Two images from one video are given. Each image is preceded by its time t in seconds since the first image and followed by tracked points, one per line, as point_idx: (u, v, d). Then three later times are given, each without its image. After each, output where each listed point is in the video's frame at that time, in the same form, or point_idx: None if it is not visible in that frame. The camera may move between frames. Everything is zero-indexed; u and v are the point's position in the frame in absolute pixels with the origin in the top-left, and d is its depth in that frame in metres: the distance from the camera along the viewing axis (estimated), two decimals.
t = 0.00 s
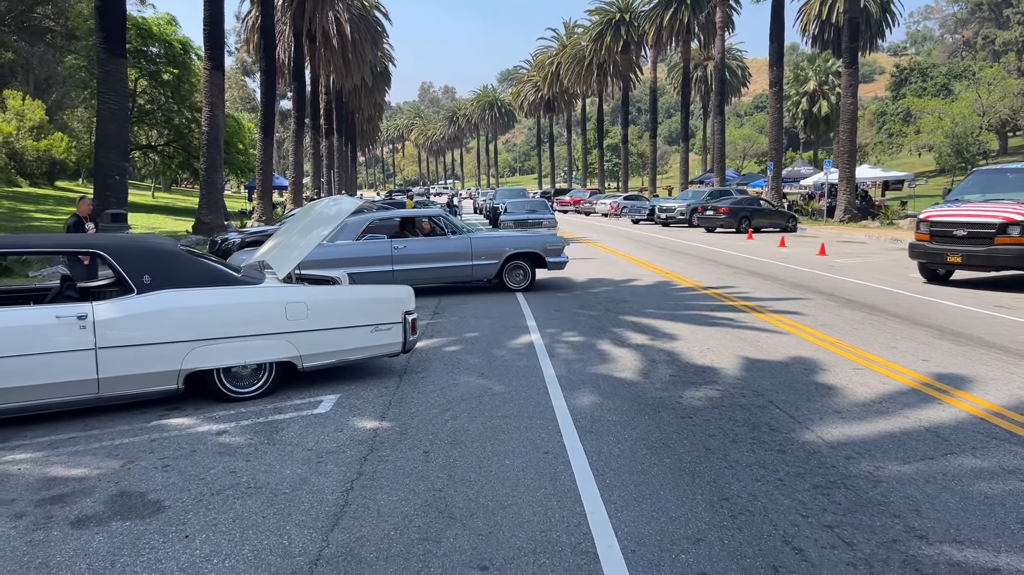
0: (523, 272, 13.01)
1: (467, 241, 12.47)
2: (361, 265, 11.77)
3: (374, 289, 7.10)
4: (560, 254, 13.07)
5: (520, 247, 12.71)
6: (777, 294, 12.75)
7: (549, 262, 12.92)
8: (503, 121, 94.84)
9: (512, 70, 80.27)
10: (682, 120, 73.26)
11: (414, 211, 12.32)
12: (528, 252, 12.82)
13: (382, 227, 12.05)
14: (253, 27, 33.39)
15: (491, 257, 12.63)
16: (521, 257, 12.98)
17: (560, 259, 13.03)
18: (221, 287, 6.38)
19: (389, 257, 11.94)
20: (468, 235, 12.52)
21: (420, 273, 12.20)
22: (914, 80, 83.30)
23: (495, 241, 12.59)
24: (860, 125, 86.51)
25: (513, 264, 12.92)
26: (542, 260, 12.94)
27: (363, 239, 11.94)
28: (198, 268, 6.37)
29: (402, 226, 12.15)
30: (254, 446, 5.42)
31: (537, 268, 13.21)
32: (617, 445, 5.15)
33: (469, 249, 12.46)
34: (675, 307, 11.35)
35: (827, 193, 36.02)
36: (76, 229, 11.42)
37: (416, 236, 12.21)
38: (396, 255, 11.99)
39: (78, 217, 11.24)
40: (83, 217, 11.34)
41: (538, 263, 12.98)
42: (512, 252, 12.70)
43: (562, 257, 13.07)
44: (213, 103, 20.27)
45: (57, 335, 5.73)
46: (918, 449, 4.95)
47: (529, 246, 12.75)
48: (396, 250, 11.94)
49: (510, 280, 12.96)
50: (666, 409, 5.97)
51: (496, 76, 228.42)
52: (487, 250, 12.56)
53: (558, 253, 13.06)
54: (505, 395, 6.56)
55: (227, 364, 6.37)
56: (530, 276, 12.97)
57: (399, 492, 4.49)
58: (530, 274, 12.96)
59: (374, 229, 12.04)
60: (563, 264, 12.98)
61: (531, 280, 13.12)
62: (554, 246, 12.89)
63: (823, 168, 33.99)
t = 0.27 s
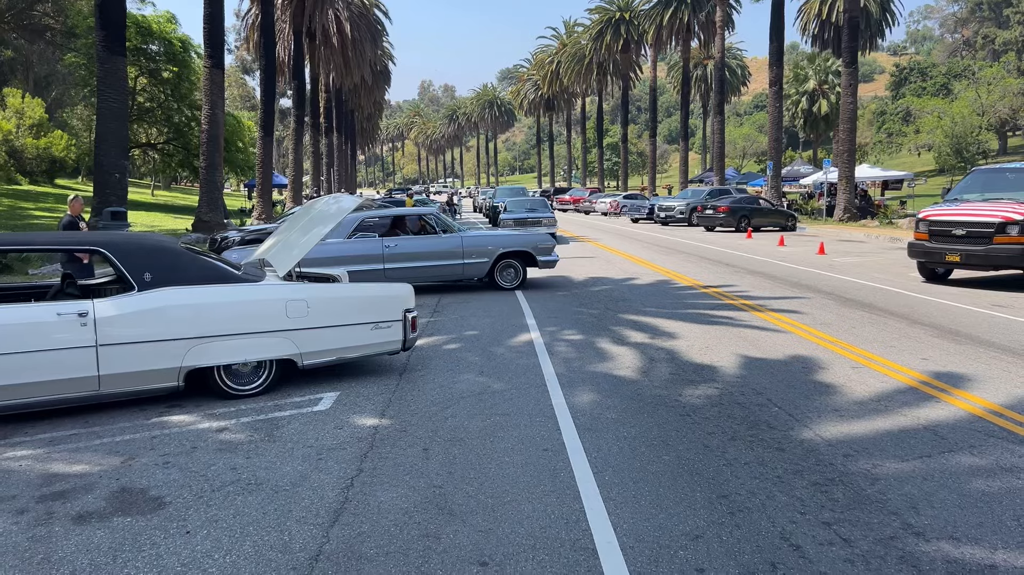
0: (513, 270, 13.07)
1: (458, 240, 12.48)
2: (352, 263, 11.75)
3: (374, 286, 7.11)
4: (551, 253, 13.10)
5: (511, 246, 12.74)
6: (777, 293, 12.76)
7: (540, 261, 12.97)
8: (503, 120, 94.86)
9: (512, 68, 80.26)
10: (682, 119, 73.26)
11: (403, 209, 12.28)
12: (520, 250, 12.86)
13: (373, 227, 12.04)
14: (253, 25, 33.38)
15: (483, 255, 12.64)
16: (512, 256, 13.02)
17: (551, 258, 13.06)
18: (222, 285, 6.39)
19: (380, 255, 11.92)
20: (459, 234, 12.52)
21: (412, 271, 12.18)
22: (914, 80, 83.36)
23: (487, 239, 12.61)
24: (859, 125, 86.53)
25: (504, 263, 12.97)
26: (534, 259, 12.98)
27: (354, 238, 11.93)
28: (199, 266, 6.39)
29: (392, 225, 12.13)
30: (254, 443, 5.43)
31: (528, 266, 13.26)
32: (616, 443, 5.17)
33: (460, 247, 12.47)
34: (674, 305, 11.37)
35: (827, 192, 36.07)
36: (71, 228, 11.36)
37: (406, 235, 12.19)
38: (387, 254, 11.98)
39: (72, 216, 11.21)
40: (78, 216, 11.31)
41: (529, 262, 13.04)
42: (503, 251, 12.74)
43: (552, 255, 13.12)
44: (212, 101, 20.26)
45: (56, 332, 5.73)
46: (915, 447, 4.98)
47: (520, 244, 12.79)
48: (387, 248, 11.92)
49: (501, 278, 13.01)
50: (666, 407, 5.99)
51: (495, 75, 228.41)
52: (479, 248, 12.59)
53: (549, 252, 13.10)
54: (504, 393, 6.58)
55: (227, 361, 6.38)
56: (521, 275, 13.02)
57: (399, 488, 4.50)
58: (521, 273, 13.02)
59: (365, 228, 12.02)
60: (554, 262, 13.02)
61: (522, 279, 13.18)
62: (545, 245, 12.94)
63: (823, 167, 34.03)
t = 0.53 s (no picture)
0: (506, 271, 13.12)
1: (450, 240, 12.52)
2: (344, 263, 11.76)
3: (374, 287, 7.14)
4: (543, 254, 13.17)
5: (503, 246, 12.80)
6: (776, 294, 12.80)
7: (531, 262, 13.03)
8: (502, 121, 94.95)
9: (511, 70, 80.32)
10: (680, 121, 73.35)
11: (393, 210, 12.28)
12: (511, 251, 12.92)
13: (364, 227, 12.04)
14: (252, 26, 33.38)
15: (475, 256, 12.69)
16: (504, 256, 13.07)
17: (542, 259, 13.14)
18: (225, 285, 6.42)
19: (372, 256, 11.94)
20: (451, 234, 12.57)
21: (405, 271, 12.19)
22: (913, 82, 83.51)
23: (478, 240, 12.65)
24: (858, 127, 86.63)
25: (497, 263, 13.02)
26: (525, 259, 13.05)
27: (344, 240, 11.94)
28: (201, 266, 6.42)
29: (382, 226, 12.15)
30: (256, 442, 5.46)
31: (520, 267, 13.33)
32: (616, 443, 5.20)
33: (452, 248, 12.51)
34: (674, 306, 11.41)
35: (825, 194, 36.14)
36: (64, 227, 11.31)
37: (397, 235, 12.21)
38: (379, 255, 11.99)
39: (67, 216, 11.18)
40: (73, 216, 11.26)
41: (521, 263, 13.11)
42: (496, 251, 12.79)
43: (544, 256, 13.19)
44: (212, 101, 20.26)
45: (59, 331, 5.76)
46: (913, 447, 5.01)
47: (512, 245, 12.85)
48: (379, 249, 11.94)
49: (494, 279, 13.06)
50: (665, 407, 6.02)
51: (494, 77, 228.59)
52: (471, 249, 12.63)
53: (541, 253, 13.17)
54: (505, 393, 6.62)
55: (228, 360, 6.41)
56: (514, 275, 13.08)
57: (401, 487, 4.53)
58: (513, 273, 13.08)
59: (355, 230, 12.03)
60: (545, 263, 13.09)
61: (514, 279, 13.24)
62: (537, 246, 13.01)
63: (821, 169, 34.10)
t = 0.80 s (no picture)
0: (490, 272, 13.15)
1: (433, 241, 12.56)
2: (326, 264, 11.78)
3: (365, 287, 7.16)
4: (526, 255, 13.22)
5: (486, 247, 12.85)
6: (763, 294, 12.92)
7: (514, 263, 13.08)
8: (490, 122, 94.96)
9: (499, 71, 80.38)
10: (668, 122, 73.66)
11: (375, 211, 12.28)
12: (495, 252, 12.96)
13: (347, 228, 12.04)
14: (239, 25, 33.21)
15: (458, 257, 12.73)
16: (487, 257, 13.12)
17: (525, 260, 13.20)
18: (217, 285, 6.42)
19: (354, 257, 11.97)
20: (434, 236, 12.60)
21: (388, 272, 12.20)
22: (897, 85, 84.36)
23: (461, 241, 12.70)
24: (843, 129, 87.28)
25: (480, 264, 13.06)
26: (508, 260, 13.10)
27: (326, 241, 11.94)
28: (193, 266, 6.40)
29: (363, 226, 12.16)
30: (249, 442, 5.47)
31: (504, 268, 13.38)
32: (608, 441, 5.26)
33: (435, 249, 12.54)
34: (662, 306, 11.50)
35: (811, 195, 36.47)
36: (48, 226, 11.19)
37: (380, 237, 12.24)
38: (362, 255, 12.02)
39: (52, 217, 11.09)
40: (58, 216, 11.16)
41: (505, 264, 13.15)
42: (479, 252, 12.83)
43: (528, 257, 13.26)
44: (199, 101, 20.16)
45: (51, 332, 5.74)
46: (899, 444, 5.10)
47: (495, 246, 12.90)
48: (362, 250, 11.97)
49: (478, 279, 13.09)
50: (655, 406, 6.09)
51: (481, 78, 228.70)
52: (454, 250, 12.66)
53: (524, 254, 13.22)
54: (496, 393, 6.66)
55: (220, 361, 6.40)
56: (498, 276, 13.10)
57: (396, 486, 4.56)
58: (498, 274, 13.11)
59: (337, 230, 12.03)
60: (528, 264, 13.15)
61: (499, 280, 13.27)
62: (520, 247, 13.07)
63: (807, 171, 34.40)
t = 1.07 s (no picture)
0: (467, 272, 13.17)
1: (410, 241, 12.56)
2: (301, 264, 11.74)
3: (349, 287, 7.18)
4: (503, 255, 13.28)
5: (462, 247, 12.89)
6: (742, 294, 13.09)
7: (491, 263, 13.15)
8: (469, 123, 94.97)
9: (479, 71, 80.40)
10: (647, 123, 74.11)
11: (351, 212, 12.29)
12: (472, 252, 13.00)
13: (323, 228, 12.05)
14: (217, 24, 32.92)
15: (435, 257, 12.74)
16: (464, 257, 13.15)
17: (502, 260, 13.27)
18: (200, 285, 6.40)
19: (330, 257, 11.95)
20: (411, 236, 12.60)
21: (364, 273, 12.18)
22: (871, 87, 85.62)
23: (438, 241, 12.72)
24: (818, 131, 88.41)
25: (457, 265, 13.08)
26: (486, 260, 13.14)
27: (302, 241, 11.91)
28: (175, 266, 6.38)
29: (339, 226, 12.15)
30: (234, 442, 5.47)
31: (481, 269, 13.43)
32: (592, 438, 5.33)
33: (411, 249, 12.55)
34: (643, 306, 11.61)
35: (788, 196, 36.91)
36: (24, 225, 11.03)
37: (357, 237, 12.23)
38: (337, 256, 12.00)
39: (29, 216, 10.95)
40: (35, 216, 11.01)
41: (482, 264, 13.19)
42: (456, 252, 12.87)
43: (504, 257, 13.32)
44: (176, 101, 19.98)
45: (32, 333, 5.70)
46: (877, 439, 5.22)
47: (472, 246, 12.94)
48: (338, 250, 11.95)
49: (456, 279, 13.10)
50: (638, 403, 6.17)
51: (461, 78, 228.60)
52: (430, 250, 12.68)
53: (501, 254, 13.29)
54: (481, 391, 6.71)
55: (202, 361, 6.38)
56: (476, 276, 13.12)
57: (383, 483, 4.59)
58: (475, 274, 13.14)
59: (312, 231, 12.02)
60: (505, 264, 13.22)
61: (476, 280, 13.30)
62: (497, 247, 13.14)
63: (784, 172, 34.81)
